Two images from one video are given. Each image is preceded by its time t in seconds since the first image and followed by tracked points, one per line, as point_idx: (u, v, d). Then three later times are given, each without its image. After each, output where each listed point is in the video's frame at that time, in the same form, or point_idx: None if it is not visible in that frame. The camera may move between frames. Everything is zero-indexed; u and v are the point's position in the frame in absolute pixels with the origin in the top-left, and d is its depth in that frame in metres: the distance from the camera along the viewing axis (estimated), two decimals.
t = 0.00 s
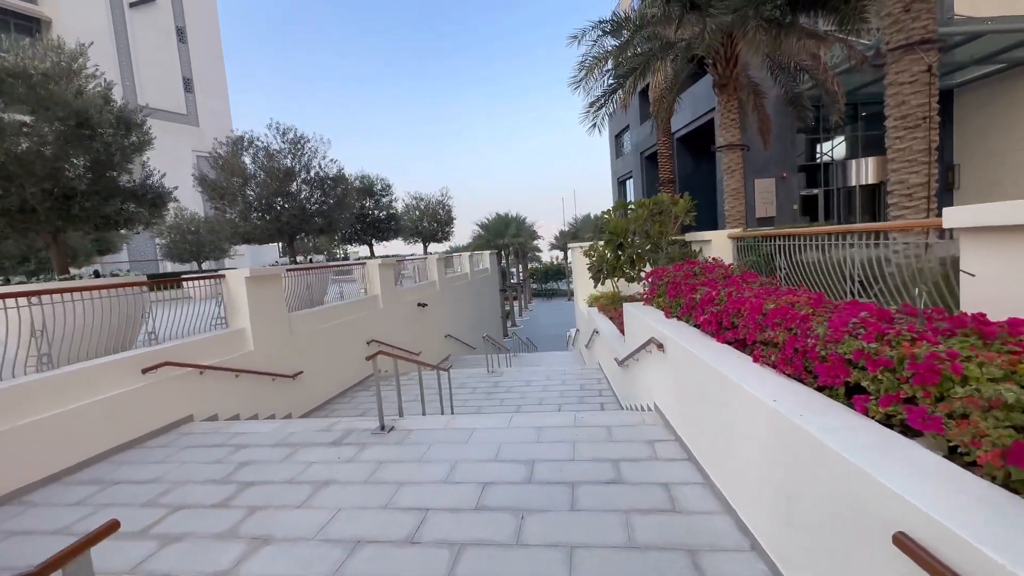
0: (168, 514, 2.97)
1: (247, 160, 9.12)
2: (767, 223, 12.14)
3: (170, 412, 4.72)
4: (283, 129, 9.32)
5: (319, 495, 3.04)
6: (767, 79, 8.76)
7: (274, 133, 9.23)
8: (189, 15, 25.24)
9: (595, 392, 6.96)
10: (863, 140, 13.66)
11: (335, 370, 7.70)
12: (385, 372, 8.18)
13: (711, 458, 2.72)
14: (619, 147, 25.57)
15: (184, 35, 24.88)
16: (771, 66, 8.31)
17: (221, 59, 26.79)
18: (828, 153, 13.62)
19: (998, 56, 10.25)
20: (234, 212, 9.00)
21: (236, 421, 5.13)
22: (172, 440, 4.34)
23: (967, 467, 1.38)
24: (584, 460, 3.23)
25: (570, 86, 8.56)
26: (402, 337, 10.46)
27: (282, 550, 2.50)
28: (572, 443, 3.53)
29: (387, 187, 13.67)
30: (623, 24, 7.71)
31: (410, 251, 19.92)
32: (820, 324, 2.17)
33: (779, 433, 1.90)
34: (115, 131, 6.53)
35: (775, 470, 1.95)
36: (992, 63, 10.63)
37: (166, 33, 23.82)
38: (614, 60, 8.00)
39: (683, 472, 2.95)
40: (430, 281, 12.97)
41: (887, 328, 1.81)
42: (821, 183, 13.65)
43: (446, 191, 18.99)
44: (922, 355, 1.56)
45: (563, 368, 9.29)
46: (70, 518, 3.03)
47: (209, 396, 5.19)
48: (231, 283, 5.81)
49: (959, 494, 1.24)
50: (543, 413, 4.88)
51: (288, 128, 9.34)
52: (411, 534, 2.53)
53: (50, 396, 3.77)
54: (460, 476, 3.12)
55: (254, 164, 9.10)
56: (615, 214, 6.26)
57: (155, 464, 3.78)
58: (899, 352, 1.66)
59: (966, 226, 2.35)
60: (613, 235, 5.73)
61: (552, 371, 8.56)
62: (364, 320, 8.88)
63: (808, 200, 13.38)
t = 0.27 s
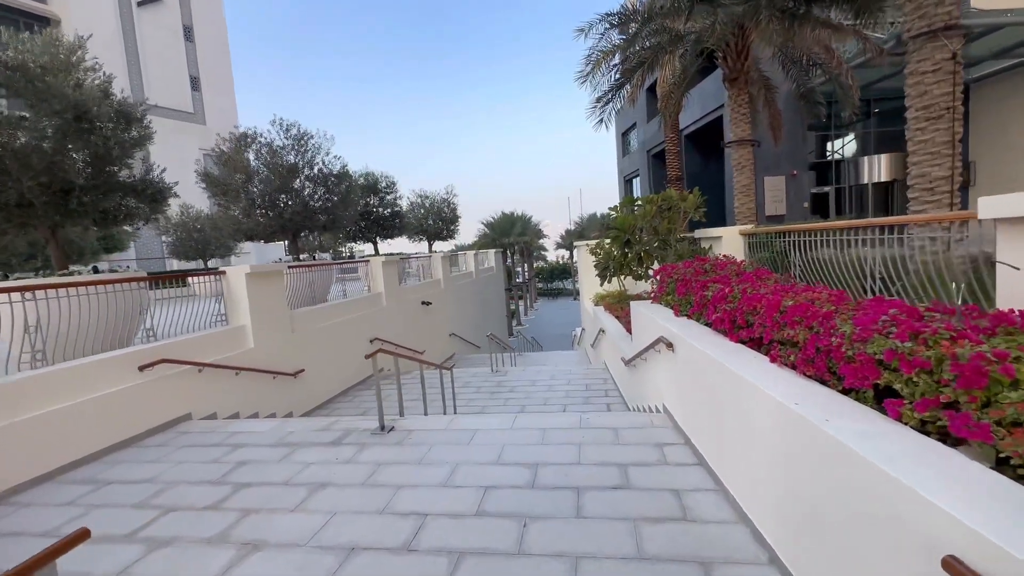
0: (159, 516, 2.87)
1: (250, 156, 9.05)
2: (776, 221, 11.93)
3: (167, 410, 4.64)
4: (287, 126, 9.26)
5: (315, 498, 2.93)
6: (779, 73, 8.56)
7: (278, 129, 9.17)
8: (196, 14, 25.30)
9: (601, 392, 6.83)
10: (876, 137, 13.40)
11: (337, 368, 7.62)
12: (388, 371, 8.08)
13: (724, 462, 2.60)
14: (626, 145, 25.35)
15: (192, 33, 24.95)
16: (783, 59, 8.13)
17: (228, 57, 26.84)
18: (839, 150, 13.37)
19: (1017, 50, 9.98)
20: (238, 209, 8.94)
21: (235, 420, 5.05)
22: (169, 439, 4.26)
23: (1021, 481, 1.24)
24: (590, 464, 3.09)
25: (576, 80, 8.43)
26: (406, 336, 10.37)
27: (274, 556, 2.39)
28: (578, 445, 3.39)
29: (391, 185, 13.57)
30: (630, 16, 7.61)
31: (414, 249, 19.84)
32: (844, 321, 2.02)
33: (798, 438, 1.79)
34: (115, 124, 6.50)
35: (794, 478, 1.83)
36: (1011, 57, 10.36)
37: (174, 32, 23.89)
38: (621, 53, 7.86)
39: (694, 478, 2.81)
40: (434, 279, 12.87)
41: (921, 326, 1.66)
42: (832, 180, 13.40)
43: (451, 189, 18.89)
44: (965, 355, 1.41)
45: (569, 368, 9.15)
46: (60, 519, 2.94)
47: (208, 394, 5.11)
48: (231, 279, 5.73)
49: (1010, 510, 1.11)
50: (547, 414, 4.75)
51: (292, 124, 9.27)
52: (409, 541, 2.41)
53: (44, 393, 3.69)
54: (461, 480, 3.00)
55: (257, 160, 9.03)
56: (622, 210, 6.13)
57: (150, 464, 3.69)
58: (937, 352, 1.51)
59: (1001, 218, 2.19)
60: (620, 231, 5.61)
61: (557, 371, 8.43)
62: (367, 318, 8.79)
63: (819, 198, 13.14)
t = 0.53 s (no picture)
0: (154, 517, 2.77)
1: (257, 153, 8.99)
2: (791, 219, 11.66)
3: (170, 407, 4.56)
4: (294, 123, 9.20)
5: (314, 499, 2.81)
6: (795, 66, 8.33)
7: (286, 126, 9.11)
8: (208, 15, 25.50)
9: (612, 392, 6.65)
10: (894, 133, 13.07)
11: (343, 367, 7.52)
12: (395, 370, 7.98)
13: (744, 464, 2.47)
14: (636, 144, 25.09)
15: (203, 35, 25.13)
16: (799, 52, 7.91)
17: (239, 58, 27.01)
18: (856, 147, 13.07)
19: None
20: (245, 206, 8.89)
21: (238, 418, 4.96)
22: (171, 436, 4.17)
23: None
24: (603, 467, 2.93)
25: (587, 75, 8.28)
26: (413, 334, 10.27)
27: (269, 560, 2.27)
28: (590, 447, 3.24)
29: (399, 183, 13.49)
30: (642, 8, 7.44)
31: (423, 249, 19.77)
32: (884, 314, 1.85)
33: (827, 436, 1.67)
34: (120, 118, 6.50)
35: (822, 480, 1.71)
36: None
37: (186, 33, 24.08)
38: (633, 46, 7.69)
39: (714, 483, 2.64)
40: (442, 278, 12.76)
41: (978, 319, 1.49)
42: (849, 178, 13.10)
43: (459, 188, 18.79)
44: None
45: (578, 368, 8.98)
46: (53, 518, 2.85)
47: (211, 391, 5.02)
48: (236, 275, 5.64)
49: None
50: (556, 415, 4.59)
51: (299, 121, 9.21)
52: (410, 547, 2.27)
53: (42, 389, 3.62)
54: (467, 482, 2.86)
55: (265, 157, 8.97)
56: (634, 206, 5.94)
57: (149, 462, 3.60)
58: (1002, 347, 1.34)
59: None
60: (632, 227, 5.42)
61: (567, 371, 8.26)
62: (374, 316, 8.70)
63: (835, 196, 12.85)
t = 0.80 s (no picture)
0: (150, 524, 2.66)
1: (267, 152, 8.94)
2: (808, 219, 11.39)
3: (173, 407, 4.48)
4: (303, 121, 9.14)
5: (315, 508, 2.68)
6: (814, 61, 8.09)
7: (295, 125, 9.06)
8: (221, 19, 25.75)
9: (624, 396, 6.48)
10: (915, 131, 12.72)
11: (351, 368, 7.44)
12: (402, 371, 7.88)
13: (769, 473, 2.34)
14: (647, 145, 24.82)
15: (217, 37, 25.37)
16: (818, 46, 7.68)
17: (251, 60, 27.23)
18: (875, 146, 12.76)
19: None
20: (253, 205, 8.85)
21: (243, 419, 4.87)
22: (173, 437, 4.08)
23: None
24: (618, 476, 2.77)
25: (599, 71, 8.11)
26: (422, 335, 10.18)
27: (265, 573, 2.14)
28: (604, 455, 3.08)
29: (409, 182, 13.40)
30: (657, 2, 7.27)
31: (432, 249, 19.72)
32: (936, 314, 1.67)
33: (869, 445, 1.54)
34: (128, 115, 6.49)
35: (874, 497, 1.53)
36: None
37: (199, 36, 24.31)
38: (647, 41, 7.51)
39: (737, 496, 2.47)
40: (451, 279, 12.65)
41: None
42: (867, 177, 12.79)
43: (468, 188, 18.69)
44: None
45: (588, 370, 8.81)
46: (47, 523, 2.75)
47: (216, 392, 4.94)
48: (243, 274, 5.56)
49: None
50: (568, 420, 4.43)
51: (308, 120, 9.16)
52: (414, 561, 2.13)
53: (41, 389, 3.54)
54: (474, 491, 2.72)
55: (273, 156, 8.90)
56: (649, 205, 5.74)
57: (149, 464, 3.50)
58: None
59: None
60: (646, 226, 5.22)
61: (577, 373, 8.09)
62: (382, 316, 8.61)
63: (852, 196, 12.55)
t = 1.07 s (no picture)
0: (135, 528, 2.51)
1: (272, 150, 8.86)
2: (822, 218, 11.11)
3: (170, 406, 4.37)
4: (308, 118, 9.06)
5: (308, 513, 2.53)
6: (831, 54, 7.84)
7: (300, 122, 8.97)
8: (231, 20, 25.87)
9: (634, 398, 6.28)
10: (934, 128, 12.39)
11: (354, 367, 7.30)
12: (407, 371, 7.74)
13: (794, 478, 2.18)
14: (657, 144, 24.54)
15: (226, 39, 25.50)
16: (835, 38, 7.43)
17: (261, 61, 27.33)
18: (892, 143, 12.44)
19: None
20: (258, 202, 8.76)
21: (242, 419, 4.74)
22: (169, 437, 3.96)
23: None
24: (632, 483, 2.59)
25: (609, 66, 7.94)
26: (427, 335, 10.05)
27: None
28: (615, 460, 2.89)
29: (415, 181, 13.29)
30: None
31: (439, 249, 19.61)
32: (1000, 308, 1.48)
33: (917, 448, 1.38)
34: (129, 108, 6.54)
35: (928, 513, 1.35)
36: None
37: (209, 37, 24.45)
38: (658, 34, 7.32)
39: (762, 507, 2.28)
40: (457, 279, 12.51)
41: None
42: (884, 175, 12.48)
43: (476, 187, 18.54)
44: None
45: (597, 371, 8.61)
46: (30, 526, 2.62)
47: (215, 390, 4.82)
48: (244, 271, 5.45)
49: None
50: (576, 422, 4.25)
51: (313, 117, 9.07)
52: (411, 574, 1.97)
53: (33, 386, 3.42)
54: (477, 497, 2.55)
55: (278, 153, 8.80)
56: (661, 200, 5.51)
57: (141, 465, 3.37)
58: None
59: None
60: (659, 221, 4.99)
61: (585, 374, 7.90)
62: (386, 315, 8.49)
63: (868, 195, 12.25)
